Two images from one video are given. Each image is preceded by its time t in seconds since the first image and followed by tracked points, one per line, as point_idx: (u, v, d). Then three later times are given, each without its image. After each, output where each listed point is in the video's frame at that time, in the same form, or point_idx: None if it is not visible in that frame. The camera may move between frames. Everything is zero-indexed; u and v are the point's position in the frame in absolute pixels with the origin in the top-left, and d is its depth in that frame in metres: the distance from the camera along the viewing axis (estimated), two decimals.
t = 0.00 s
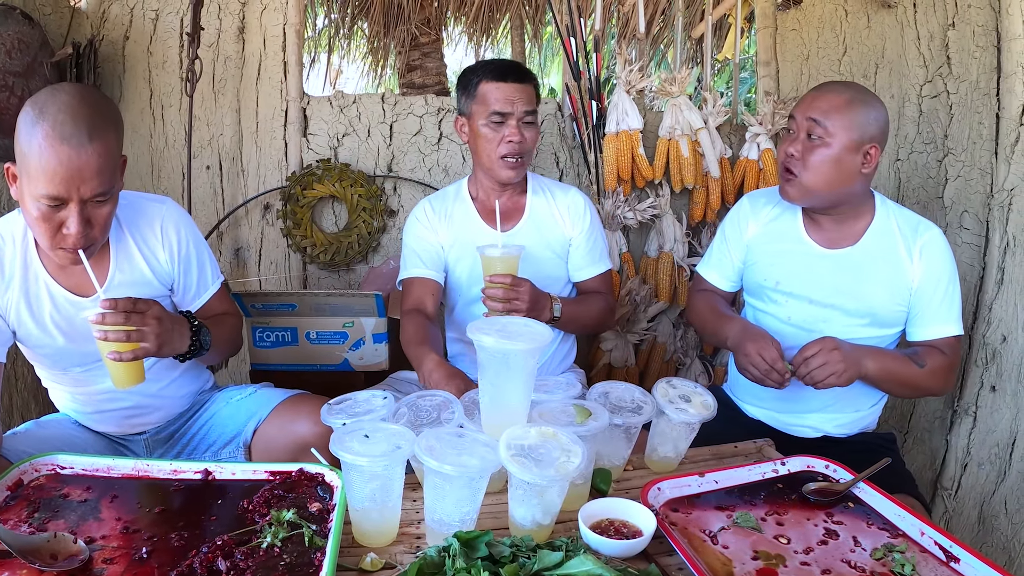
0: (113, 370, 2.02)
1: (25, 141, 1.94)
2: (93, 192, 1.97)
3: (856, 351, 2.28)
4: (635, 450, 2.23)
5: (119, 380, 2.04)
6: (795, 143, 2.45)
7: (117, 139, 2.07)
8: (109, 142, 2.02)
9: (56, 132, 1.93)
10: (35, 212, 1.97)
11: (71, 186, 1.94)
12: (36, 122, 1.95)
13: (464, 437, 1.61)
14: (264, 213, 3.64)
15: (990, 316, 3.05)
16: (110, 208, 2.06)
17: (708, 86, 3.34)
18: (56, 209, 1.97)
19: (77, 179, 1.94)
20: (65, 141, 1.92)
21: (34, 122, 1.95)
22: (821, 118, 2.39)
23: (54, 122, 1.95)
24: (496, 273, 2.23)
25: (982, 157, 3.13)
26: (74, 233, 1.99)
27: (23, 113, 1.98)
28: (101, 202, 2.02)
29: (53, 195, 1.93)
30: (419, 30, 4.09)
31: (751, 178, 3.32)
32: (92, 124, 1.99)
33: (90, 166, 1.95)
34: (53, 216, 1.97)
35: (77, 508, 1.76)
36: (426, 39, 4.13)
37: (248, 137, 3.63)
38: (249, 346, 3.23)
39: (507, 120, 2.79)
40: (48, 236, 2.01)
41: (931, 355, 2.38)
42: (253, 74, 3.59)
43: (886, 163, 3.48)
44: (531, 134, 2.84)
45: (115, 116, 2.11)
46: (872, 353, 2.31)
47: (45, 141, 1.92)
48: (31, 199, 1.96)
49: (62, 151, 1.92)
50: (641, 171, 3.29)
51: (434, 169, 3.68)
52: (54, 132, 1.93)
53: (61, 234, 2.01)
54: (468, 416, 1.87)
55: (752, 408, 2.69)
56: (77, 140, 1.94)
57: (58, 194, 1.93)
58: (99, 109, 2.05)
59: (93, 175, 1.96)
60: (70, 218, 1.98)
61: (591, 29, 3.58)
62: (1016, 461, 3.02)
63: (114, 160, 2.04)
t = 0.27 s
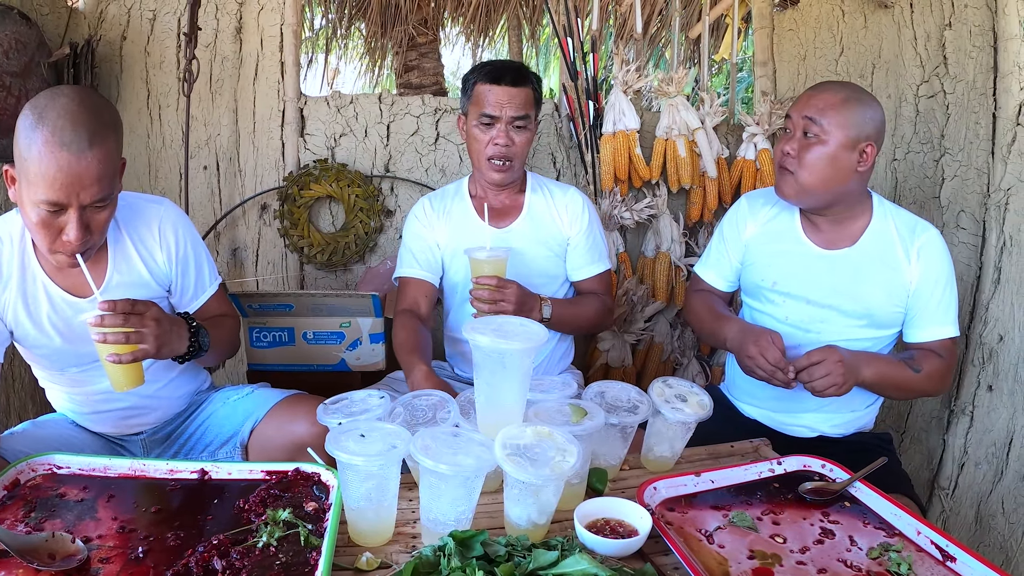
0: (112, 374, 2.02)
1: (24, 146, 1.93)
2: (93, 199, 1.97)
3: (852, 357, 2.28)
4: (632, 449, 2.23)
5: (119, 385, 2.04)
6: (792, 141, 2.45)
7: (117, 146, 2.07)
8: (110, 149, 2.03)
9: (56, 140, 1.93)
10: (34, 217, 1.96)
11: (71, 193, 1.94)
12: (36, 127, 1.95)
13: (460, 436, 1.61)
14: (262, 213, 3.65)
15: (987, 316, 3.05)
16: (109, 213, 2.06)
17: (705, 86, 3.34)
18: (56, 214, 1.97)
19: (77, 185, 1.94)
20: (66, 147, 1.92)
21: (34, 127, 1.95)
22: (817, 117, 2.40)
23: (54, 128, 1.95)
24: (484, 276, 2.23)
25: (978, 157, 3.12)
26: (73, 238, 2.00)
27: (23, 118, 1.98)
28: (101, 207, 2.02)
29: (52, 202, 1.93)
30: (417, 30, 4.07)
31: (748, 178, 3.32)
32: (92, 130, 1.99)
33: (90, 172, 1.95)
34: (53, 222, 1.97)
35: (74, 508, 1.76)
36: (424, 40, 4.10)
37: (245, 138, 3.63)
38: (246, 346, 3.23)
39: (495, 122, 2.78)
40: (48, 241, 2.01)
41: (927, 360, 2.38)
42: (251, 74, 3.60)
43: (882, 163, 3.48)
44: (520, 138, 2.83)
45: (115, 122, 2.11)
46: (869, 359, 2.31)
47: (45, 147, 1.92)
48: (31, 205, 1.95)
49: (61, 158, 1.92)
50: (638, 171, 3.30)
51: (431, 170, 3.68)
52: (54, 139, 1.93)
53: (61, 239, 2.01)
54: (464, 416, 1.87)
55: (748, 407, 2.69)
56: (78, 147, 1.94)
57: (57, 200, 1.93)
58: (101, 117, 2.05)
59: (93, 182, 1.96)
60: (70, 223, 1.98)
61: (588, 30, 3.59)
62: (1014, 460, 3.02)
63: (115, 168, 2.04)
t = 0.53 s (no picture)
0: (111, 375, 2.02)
1: (23, 146, 1.93)
2: (91, 199, 1.97)
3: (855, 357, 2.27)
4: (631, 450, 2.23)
5: (117, 385, 2.03)
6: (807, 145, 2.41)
7: (116, 147, 2.07)
8: (109, 150, 2.03)
9: (55, 138, 1.93)
10: (33, 217, 1.96)
11: (70, 193, 1.94)
12: (35, 127, 1.95)
13: (458, 436, 1.61)
14: (260, 214, 3.64)
15: (985, 316, 3.05)
16: (108, 213, 2.05)
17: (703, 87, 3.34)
18: (55, 214, 1.96)
19: (75, 186, 1.94)
20: (64, 147, 1.92)
21: (32, 127, 1.95)
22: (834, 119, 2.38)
23: (53, 128, 1.95)
24: (484, 267, 2.25)
25: (977, 157, 3.12)
26: (72, 238, 1.99)
27: (21, 118, 1.98)
28: (99, 208, 2.02)
29: (51, 202, 1.93)
30: (416, 30, 4.09)
31: (746, 179, 3.32)
32: (91, 131, 1.99)
33: (89, 173, 1.95)
34: (51, 221, 1.97)
35: (73, 507, 1.76)
36: (422, 39, 4.13)
37: (244, 138, 3.63)
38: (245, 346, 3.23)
39: (514, 118, 2.82)
40: (46, 241, 2.00)
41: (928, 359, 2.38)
42: (249, 74, 3.60)
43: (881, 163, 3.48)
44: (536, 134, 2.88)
45: (113, 123, 2.11)
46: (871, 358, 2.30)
47: (43, 147, 1.92)
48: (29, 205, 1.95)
49: (60, 157, 1.92)
50: (637, 171, 3.30)
51: (430, 170, 3.68)
52: (52, 138, 1.93)
53: (59, 239, 2.00)
54: (462, 416, 1.86)
55: (746, 406, 2.70)
56: (76, 147, 1.94)
57: (56, 200, 1.93)
58: (98, 116, 2.05)
59: (92, 182, 1.96)
60: (68, 224, 1.98)
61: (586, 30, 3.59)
62: (1013, 460, 3.04)
63: (113, 168, 2.04)
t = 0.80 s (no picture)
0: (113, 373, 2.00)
1: (24, 143, 1.93)
2: (92, 195, 1.97)
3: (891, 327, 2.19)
4: (634, 450, 2.22)
5: (118, 383, 2.02)
6: (822, 144, 2.40)
7: (116, 143, 2.07)
8: (109, 146, 2.03)
9: (55, 134, 1.93)
10: (33, 215, 1.96)
11: (71, 189, 1.94)
12: (35, 124, 1.95)
13: (461, 437, 1.61)
14: (262, 214, 3.64)
15: (989, 315, 3.05)
16: (108, 210, 2.05)
17: (706, 86, 3.34)
18: (55, 211, 1.96)
19: (76, 182, 1.94)
20: (64, 144, 1.92)
21: (32, 125, 1.95)
22: (849, 119, 2.38)
23: (53, 124, 1.94)
24: (490, 262, 2.22)
25: (980, 157, 3.12)
26: (73, 235, 1.99)
27: (20, 115, 1.97)
28: (100, 204, 2.02)
29: (52, 197, 1.92)
30: (418, 30, 4.09)
31: (749, 178, 3.31)
32: (91, 127, 1.99)
33: (90, 169, 1.95)
34: (52, 218, 1.96)
35: (75, 507, 1.76)
36: (425, 39, 4.13)
37: (246, 138, 3.63)
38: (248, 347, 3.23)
39: (523, 111, 2.86)
40: (46, 238, 2.00)
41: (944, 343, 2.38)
42: (252, 73, 3.60)
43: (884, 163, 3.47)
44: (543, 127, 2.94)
45: (114, 120, 2.11)
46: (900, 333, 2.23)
47: (43, 143, 1.92)
48: (29, 202, 1.95)
49: (61, 154, 1.92)
50: (639, 171, 3.29)
51: (432, 170, 3.67)
52: (52, 135, 1.93)
53: (60, 237, 2.00)
54: (465, 416, 1.86)
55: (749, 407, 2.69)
56: (76, 143, 1.94)
57: (57, 196, 1.93)
58: (98, 112, 2.05)
59: (93, 179, 1.96)
60: (69, 220, 1.98)
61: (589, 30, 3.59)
62: (1016, 461, 2.99)
63: (114, 165, 2.04)
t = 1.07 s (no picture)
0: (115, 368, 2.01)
1: (26, 138, 1.93)
2: (96, 186, 1.98)
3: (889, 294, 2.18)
4: (638, 451, 2.22)
5: (121, 378, 2.02)
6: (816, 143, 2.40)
7: (117, 135, 2.07)
8: (111, 137, 2.03)
9: (57, 127, 1.93)
10: (37, 209, 1.96)
11: (74, 180, 1.94)
12: (37, 117, 1.95)
13: (465, 437, 1.61)
14: (266, 214, 3.64)
15: (992, 315, 3.04)
16: (111, 203, 2.06)
17: (709, 86, 3.33)
18: (59, 204, 1.96)
19: (80, 173, 1.94)
20: (67, 135, 1.92)
21: (34, 118, 1.95)
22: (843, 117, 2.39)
23: (55, 117, 1.94)
24: (487, 263, 2.22)
25: (983, 157, 3.14)
26: (77, 229, 1.99)
27: (23, 109, 1.97)
28: (103, 197, 2.03)
29: (55, 190, 1.93)
30: (421, 31, 4.09)
31: (752, 178, 3.31)
32: (93, 118, 1.99)
33: (93, 161, 1.96)
34: (56, 213, 1.97)
35: (78, 507, 1.76)
36: (427, 40, 4.13)
37: (249, 138, 3.63)
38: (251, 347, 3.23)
39: (505, 111, 2.83)
40: (50, 233, 2.00)
41: (951, 324, 2.34)
42: (255, 74, 3.60)
43: (888, 163, 3.45)
44: (532, 126, 2.87)
45: (115, 112, 2.11)
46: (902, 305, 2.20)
47: (46, 136, 1.92)
48: (33, 196, 1.95)
49: (63, 146, 1.92)
50: (643, 171, 3.29)
51: (436, 170, 3.68)
52: (54, 127, 1.93)
53: (64, 231, 2.00)
54: (469, 416, 1.86)
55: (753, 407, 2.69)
56: (79, 134, 1.94)
57: (60, 188, 1.93)
58: (99, 104, 2.05)
59: (96, 170, 1.97)
60: (73, 214, 1.98)
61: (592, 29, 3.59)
62: (1019, 462, 2.99)
63: (116, 156, 2.04)
